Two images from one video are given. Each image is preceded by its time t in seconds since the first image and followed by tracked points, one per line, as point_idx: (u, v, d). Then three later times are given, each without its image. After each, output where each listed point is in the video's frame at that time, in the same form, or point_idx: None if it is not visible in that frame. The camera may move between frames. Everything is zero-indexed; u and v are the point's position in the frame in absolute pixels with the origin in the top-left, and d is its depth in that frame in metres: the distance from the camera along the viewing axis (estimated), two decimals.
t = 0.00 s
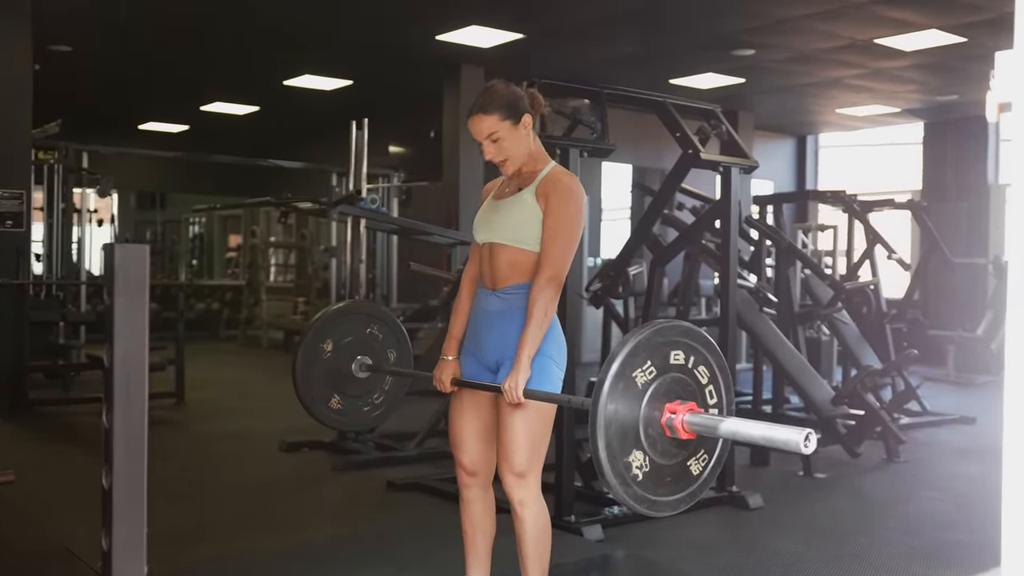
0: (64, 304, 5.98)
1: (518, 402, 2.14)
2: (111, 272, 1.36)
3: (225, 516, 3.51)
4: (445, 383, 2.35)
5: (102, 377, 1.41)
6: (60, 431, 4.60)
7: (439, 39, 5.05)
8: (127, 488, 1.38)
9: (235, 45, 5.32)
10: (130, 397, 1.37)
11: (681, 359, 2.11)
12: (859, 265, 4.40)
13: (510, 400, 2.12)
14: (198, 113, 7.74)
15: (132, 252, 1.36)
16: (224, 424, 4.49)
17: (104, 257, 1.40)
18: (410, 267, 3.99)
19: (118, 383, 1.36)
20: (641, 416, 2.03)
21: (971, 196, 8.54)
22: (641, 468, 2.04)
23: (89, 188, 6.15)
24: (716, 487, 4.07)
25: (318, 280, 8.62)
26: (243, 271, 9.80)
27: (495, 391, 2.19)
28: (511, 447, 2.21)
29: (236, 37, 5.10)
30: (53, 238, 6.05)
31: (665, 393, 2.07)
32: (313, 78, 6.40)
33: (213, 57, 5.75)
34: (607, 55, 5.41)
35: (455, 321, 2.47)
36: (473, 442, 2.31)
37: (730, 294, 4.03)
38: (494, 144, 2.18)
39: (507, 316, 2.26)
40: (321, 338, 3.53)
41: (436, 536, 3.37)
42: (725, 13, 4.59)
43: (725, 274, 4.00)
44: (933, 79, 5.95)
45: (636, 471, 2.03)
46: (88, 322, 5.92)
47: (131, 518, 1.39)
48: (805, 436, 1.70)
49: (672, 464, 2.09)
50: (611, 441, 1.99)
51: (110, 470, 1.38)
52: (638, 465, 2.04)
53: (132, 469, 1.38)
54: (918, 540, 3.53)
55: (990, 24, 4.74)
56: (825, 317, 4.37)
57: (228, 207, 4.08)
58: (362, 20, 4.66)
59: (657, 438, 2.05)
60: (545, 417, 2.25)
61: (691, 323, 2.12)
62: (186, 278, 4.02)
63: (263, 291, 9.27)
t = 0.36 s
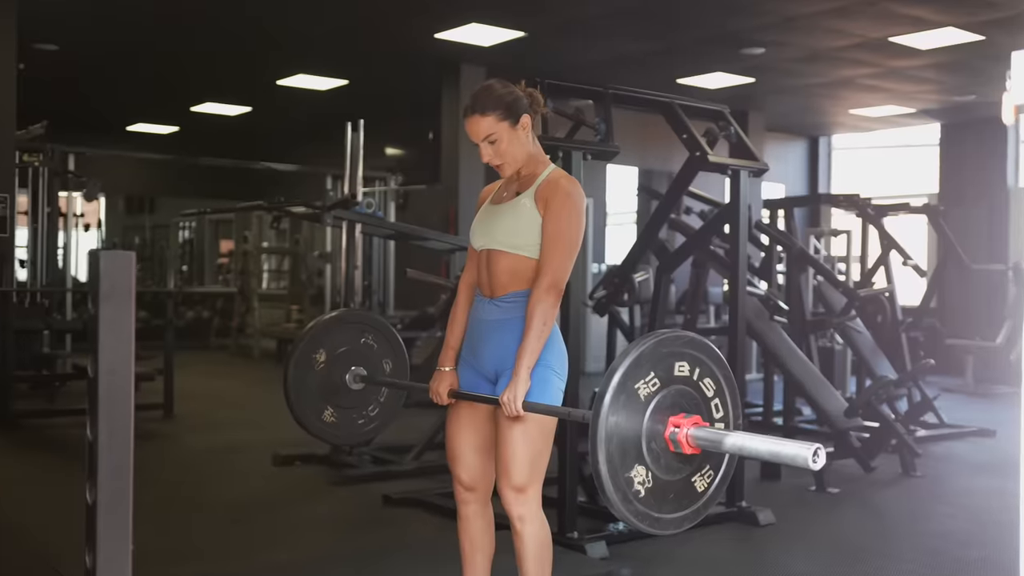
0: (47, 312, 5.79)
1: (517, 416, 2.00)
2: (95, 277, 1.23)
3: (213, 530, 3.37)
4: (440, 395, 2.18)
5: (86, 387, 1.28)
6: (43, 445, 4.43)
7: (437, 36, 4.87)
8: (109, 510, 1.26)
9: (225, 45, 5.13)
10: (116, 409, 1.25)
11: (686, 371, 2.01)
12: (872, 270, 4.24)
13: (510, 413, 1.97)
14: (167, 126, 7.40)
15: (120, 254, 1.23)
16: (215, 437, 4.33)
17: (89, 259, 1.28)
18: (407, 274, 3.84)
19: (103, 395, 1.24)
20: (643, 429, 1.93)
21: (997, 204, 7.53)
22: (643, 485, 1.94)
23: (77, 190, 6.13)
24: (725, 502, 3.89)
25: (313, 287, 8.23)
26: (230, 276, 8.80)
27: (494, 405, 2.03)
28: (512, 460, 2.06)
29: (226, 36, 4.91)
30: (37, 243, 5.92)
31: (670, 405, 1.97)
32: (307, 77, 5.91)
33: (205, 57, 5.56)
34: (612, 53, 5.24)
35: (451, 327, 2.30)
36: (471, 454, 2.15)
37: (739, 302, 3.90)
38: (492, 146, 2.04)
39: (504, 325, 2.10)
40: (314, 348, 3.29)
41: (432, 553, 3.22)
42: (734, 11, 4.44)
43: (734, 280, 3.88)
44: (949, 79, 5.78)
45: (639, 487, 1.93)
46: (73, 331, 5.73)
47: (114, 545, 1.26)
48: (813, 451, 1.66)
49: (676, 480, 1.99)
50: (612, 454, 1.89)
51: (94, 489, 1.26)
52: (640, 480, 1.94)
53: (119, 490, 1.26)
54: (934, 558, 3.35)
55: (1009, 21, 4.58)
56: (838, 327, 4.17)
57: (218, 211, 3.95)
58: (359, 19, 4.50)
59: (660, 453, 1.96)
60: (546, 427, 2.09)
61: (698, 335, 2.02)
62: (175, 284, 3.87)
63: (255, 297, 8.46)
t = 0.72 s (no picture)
0: (25, 319, 5.60)
1: (517, 429, 1.81)
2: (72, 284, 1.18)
3: (195, 546, 3.17)
4: (437, 404, 1.98)
5: (62, 399, 1.24)
6: (21, 461, 4.23)
7: (431, 30, 4.58)
8: (84, 528, 1.20)
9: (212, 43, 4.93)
10: (91, 421, 1.19)
11: (694, 383, 1.82)
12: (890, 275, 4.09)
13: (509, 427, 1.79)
14: (152, 124, 6.98)
15: (98, 260, 1.18)
16: (201, 451, 4.14)
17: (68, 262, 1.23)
18: (402, 279, 3.66)
19: (78, 407, 1.19)
20: (648, 444, 1.75)
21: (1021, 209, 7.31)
22: (648, 502, 1.75)
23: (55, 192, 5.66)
24: (736, 519, 3.69)
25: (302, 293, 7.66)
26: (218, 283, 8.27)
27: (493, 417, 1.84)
28: (510, 473, 1.86)
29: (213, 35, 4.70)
30: (12, 248, 5.73)
31: (676, 419, 1.79)
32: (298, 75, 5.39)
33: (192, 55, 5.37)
34: (617, 48, 5.04)
35: (445, 335, 2.07)
36: (468, 466, 1.95)
37: (750, 309, 3.73)
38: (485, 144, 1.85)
39: (500, 336, 1.89)
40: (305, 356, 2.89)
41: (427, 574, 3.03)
42: (743, 2, 4.24)
43: (745, 285, 3.70)
44: (968, 74, 5.56)
45: (643, 504, 1.74)
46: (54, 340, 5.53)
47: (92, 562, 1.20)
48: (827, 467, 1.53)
49: (682, 498, 1.80)
50: (616, 469, 1.71)
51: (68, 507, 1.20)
52: (644, 497, 1.75)
53: (95, 509, 1.20)
54: None
55: None
56: (855, 333, 4.06)
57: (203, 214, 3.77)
58: (352, 15, 4.31)
59: (665, 469, 1.77)
60: (548, 436, 1.89)
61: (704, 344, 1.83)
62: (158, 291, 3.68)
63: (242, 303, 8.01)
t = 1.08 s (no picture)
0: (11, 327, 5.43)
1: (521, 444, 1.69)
2: (54, 293, 1.21)
3: (183, 558, 3.03)
4: (438, 419, 1.85)
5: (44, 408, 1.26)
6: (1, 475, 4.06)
7: (430, 27, 4.47)
8: (67, 539, 1.22)
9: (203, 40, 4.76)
10: (76, 429, 1.22)
11: (704, 399, 1.65)
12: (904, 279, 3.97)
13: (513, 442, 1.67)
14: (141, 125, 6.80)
15: (79, 266, 1.21)
16: (189, 463, 4.00)
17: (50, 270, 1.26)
18: (396, 284, 3.52)
19: (61, 414, 1.21)
20: (656, 461, 1.60)
21: None
22: (657, 520, 1.61)
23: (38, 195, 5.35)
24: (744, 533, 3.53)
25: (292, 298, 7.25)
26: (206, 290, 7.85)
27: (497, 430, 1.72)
28: (516, 484, 1.73)
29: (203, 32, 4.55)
30: None
31: (686, 436, 1.64)
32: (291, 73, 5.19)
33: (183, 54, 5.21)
34: (621, 45, 4.89)
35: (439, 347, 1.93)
36: (470, 477, 1.82)
37: (758, 315, 3.61)
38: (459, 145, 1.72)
39: (495, 351, 1.76)
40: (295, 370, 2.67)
41: None
42: None
43: (753, 290, 3.57)
44: (985, 71, 5.40)
45: (651, 523, 1.60)
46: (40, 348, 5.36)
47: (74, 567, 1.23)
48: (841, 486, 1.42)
49: (692, 517, 1.65)
50: (623, 487, 1.57)
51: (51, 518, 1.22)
52: (652, 516, 1.61)
53: (77, 519, 1.23)
54: None
55: None
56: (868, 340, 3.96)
57: (189, 217, 3.65)
58: (342, 13, 4.17)
59: (675, 487, 1.62)
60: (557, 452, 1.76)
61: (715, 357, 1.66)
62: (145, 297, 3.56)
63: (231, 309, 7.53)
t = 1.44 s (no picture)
0: None
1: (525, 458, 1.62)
2: (37, 297, 1.15)
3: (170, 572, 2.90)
4: (439, 433, 1.77)
5: (28, 416, 1.21)
6: None
7: (428, 23, 4.35)
8: (49, 554, 1.16)
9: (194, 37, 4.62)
10: (58, 440, 1.16)
11: (716, 413, 1.54)
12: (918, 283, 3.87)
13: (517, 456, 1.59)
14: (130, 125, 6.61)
15: (63, 269, 1.14)
16: (181, 474, 3.89)
17: (32, 272, 1.19)
18: (391, 288, 3.40)
19: (44, 425, 1.15)
20: (668, 477, 1.49)
21: None
22: (667, 536, 1.50)
23: (21, 196, 5.02)
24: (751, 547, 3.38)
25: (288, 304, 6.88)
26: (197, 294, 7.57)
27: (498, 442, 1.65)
28: (519, 492, 1.66)
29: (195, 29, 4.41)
30: None
31: (697, 451, 1.53)
32: (284, 69, 5.05)
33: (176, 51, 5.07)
34: (626, 41, 4.76)
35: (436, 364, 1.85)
36: (470, 488, 1.74)
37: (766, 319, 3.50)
38: (434, 154, 1.65)
39: (493, 365, 1.68)
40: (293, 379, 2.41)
41: None
42: None
43: (761, 295, 3.45)
44: (1003, 67, 5.26)
45: (661, 539, 1.49)
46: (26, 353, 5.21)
47: None
48: (858, 502, 1.36)
49: (702, 535, 1.54)
50: (633, 504, 1.45)
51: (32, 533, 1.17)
52: (663, 532, 1.49)
53: (61, 533, 1.17)
54: None
55: None
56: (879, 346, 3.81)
57: (179, 220, 3.55)
58: (338, 9, 4.07)
59: (686, 503, 1.51)
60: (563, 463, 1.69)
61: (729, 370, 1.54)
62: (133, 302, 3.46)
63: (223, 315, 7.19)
